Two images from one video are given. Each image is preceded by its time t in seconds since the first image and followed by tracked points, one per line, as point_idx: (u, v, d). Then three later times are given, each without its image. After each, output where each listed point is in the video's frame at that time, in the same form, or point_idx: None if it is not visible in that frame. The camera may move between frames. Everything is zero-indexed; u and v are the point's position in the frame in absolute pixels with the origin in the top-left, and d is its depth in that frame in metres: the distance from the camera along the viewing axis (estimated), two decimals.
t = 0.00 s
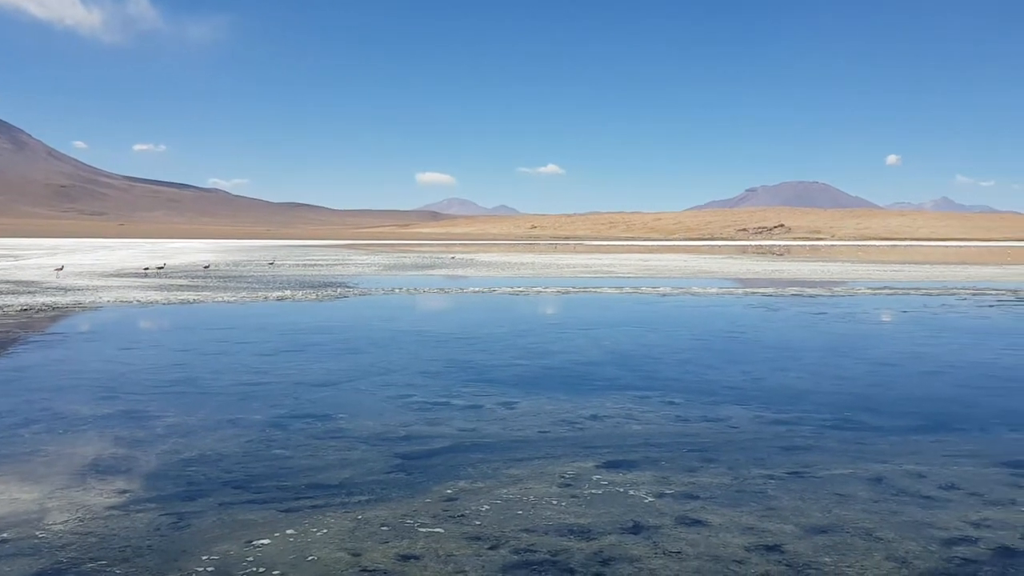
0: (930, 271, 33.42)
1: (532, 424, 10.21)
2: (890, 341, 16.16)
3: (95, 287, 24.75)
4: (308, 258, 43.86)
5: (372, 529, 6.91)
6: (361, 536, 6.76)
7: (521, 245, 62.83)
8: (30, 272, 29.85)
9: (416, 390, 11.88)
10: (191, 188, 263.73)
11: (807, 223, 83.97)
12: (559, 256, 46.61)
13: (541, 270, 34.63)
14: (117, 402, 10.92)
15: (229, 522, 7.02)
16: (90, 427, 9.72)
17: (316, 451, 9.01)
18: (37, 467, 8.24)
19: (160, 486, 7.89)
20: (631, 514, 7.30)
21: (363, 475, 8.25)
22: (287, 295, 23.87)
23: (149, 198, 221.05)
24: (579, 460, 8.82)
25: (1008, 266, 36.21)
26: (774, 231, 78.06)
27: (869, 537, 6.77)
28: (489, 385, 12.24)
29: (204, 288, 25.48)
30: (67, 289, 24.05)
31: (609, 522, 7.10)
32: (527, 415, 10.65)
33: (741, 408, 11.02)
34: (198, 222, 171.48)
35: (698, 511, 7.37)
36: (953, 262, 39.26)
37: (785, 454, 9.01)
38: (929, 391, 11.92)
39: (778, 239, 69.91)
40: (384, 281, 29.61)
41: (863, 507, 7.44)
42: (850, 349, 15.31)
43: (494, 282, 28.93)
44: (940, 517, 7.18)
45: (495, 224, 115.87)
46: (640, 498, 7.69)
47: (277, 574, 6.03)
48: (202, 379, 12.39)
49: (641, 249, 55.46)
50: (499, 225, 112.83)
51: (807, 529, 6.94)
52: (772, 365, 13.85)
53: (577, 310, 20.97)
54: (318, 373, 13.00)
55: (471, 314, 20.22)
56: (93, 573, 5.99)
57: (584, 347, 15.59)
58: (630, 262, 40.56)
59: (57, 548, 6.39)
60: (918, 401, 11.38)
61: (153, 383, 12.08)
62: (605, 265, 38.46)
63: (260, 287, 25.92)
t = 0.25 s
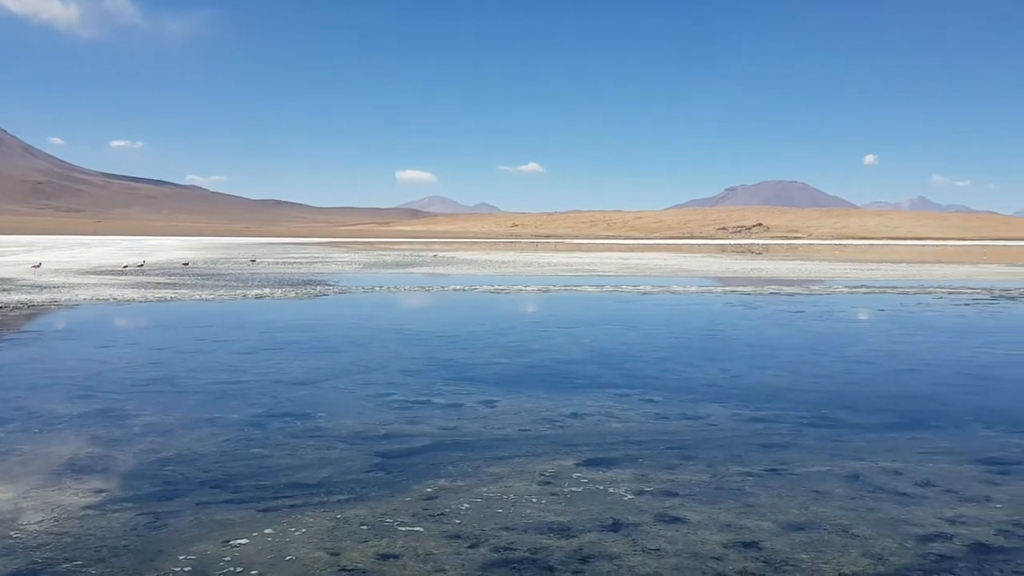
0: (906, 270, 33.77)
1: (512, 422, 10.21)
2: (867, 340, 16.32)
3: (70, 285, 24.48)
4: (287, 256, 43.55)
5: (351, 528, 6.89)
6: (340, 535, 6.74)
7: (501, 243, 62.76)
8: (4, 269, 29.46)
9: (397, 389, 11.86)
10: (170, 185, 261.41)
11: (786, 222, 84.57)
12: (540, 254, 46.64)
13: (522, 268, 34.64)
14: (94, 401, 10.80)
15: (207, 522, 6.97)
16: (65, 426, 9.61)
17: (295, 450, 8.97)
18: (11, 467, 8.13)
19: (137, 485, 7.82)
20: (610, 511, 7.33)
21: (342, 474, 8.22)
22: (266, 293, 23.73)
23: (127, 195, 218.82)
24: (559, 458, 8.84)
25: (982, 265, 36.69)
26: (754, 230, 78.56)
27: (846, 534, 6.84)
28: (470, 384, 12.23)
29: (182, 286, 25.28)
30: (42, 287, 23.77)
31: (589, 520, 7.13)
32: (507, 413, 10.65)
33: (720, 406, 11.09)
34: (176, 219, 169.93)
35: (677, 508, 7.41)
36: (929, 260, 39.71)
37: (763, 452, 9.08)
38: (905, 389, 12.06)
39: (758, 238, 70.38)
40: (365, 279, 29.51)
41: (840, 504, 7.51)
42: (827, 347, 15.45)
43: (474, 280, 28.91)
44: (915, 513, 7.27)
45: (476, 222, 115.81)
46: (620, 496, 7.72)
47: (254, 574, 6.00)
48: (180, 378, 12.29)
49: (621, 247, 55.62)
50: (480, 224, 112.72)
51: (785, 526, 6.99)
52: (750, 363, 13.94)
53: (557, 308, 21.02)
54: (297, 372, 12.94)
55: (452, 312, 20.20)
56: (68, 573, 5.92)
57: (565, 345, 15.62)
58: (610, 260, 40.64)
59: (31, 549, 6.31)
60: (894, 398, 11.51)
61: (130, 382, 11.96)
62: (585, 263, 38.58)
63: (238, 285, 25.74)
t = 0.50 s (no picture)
0: (881, 270, 34.14)
1: (490, 421, 10.21)
2: (842, 338, 16.48)
3: (43, 283, 24.16)
4: (264, 254, 43.25)
5: (327, 528, 6.85)
6: (316, 535, 6.70)
7: (480, 241, 62.61)
8: None
9: (375, 388, 11.82)
10: (146, 182, 258.59)
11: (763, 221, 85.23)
12: (519, 253, 46.66)
13: (501, 267, 34.64)
14: (67, 400, 10.68)
15: (182, 522, 6.91)
16: (38, 425, 9.48)
17: (271, 449, 8.91)
18: None
19: (111, 485, 7.73)
20: (588, 509, 7.35)
21: (319, 474, 8.18)
22: (243, 291, 23.54)
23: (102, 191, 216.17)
24: (537, 456, 8.86)
25: (955, 265, 37.17)
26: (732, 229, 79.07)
27: (820, 531, 6.90)
28: (449, 382, 12.21)
29: (157, 284, 25.02)
30: (14, 285, 23.43)
31: (567, 518, 7.15)
32: (486, 412, 10.66)
33: (697, 404, 11.16)
34: (152, 217, 168.07)
35: (654, 505, 7.45)
36: (903, 260, 40.19)
37: (739, 449, 9.14)
38: (879, 387, 12.19)
39: (736, 237, 70.84)
40: (343, 278, 29.38)
41: (814, 501, 7.59)
42: (803, 346, 15.60)
43: (454, 279, 28.88)
44: (889, 510, 7.35)
45: (455, 221, 115.52)
46: (597, 494, 7.75)
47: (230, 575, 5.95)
48: (155, 377, 12.17)
49: (600, 246, 55.71)
50: (459, 222, 112.42)
51: (760, 523, 7.05)
52: (728, 361, 14.04)
53: (536, 307, 21.05)
54: (274, 371, 12.86)
55: (430, 311, 20.16)
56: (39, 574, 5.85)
57: (544, 344, 15.64)
58: (589, 259, 40.74)
59: (2, 550, 6.23)
60: (869, 396, 11.64)
61: (104, 381, 11.83)
62: (564, 262, 38.65)
63: (215, 283, 25.51)
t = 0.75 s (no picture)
0: (847, 269, 34.62)
1: (462, 420, 10.20)
2: (810, 337, 16.68)
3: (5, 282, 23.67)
4: (232, 253, 42.77)
5: (296, 530, 6.80)
6: (285, 536, 6.65)
7: (452, 240, 62.40)
8: None
9: (345, 388, 11.75)
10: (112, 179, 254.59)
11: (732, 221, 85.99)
12: (490, 252, 46.59)
13: (473, 266, 34.58)
14: (30, 401, 10.49)
15: (148, 524, 6.82)
16: None
17: (239, 451, 8.82)
18: None
19: (75, 487, 7.61)
20: (559, 508, 7.37)
21: (288, 475, 8.11)
22: (211, 290, 23.23)
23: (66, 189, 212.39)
24: (508, 456, 8.86)
25: (920, 265, 37.81)
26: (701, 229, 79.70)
27: (787, 527, 6.99)
28: (420, 382, 12.17)
29: (123, 283, 24.62)
30: None
31: (538, 517, 7.16)
32: (457, 411, 10.64)
33: (667, 403, 11.23)
34: (117, 215, 165.37)
35: (624, 504, 7.49)
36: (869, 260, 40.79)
37: (709, 447, 9.22)
38: (846, 385, 12.36)
39: (706, 237, 71.37)
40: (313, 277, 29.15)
41: (782, 498, 7.68)
42: (771, 345, 15.77)
43: (425, 278, 28.77)
44: (855, 507, 7.46)
45: (427, 220, 115.03)
46: (568, 493, 7.77)
47: None
48: (121, 378, 11.99)
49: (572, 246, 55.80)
50: (431, 221, 111.88)
51: (729, 520, 7.12)
52: (698, 360, 14.15)
53: (508, 307, 21.02)
54: (243, 371, 12.73)
55: (401, 310, 20.06)
56: None
57: (516, 343, 15.64)
58: (561, 258, 40.84)
59: None
60: (836, 394, 11.80)
61: (69, 382, 11.63)
62: (536, 261, 38.66)
63: (182, 283, 25.15)
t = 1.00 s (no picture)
0: (820, 269, 35.00)
1: (438, 421, 10.18)
2: (784, 336, 16.84)
3: None
4: (206, 253, 42.37)
5: (271, 532, 6.75)
6: (259, 538, 6.60)
7: (428, 240, 62.17)
8: None
9: (321, 388, 11.68)
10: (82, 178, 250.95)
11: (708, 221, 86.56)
12: (466, 252, 46.46)
13: (449, 266, 34.48)
14: None
15: (120, 527, 6.73)
16: None
17: (213, 452, 8.74)
18: None
19: (45, 490, 7.49)
20: (536, 507, 7.38)
21: (262, 476, 8.05)
22: (184, 290, 22.95)
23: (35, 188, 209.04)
24: (485, 456, 8.86)
25: (891, 264, 38.32)
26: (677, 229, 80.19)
27: (762, 525, 7.05)
28: (396, 382, 12.13)
29: (94, 283, 24.26)
30: None
31: (514, 516, 7.16)
32: (434, 411, 10.62)
33: (643, 401, 11.28)
34: (88, 214, 162.95)
35: (601, 502, 7.51)
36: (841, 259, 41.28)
37: (684, 446, 9.28)
38: (819, 383, 12.49)
39: (681, 236, 71.77)
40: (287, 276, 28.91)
41: (756, 495, 7.74)
42: (746, 343, 15.89)
43: (401, 278, 28.65)
44: (828, 504, 7.54)
45: (403, 219, 114.55)
46: (545, 492, 7.78)
47: None
48: (92, 379, 11.83)
49: (548, 245, 55.84)
50: (407, 221, 111.36)
51: (704, 518, 7.16)
52: (673, 359, 14.22)
53: (485, 306, 20.99)
54: (217, 372, 12.60)
55: (378, 310, 19.96)
56: None
57: (493, 343, 15.62)
58: (537, 258, 40.87)
59: None
60: (809, 392, 11.92)
61: (38, 383, 11.45)
62: (512, 261, 38.63)
63: (154, 283, 24.83)
